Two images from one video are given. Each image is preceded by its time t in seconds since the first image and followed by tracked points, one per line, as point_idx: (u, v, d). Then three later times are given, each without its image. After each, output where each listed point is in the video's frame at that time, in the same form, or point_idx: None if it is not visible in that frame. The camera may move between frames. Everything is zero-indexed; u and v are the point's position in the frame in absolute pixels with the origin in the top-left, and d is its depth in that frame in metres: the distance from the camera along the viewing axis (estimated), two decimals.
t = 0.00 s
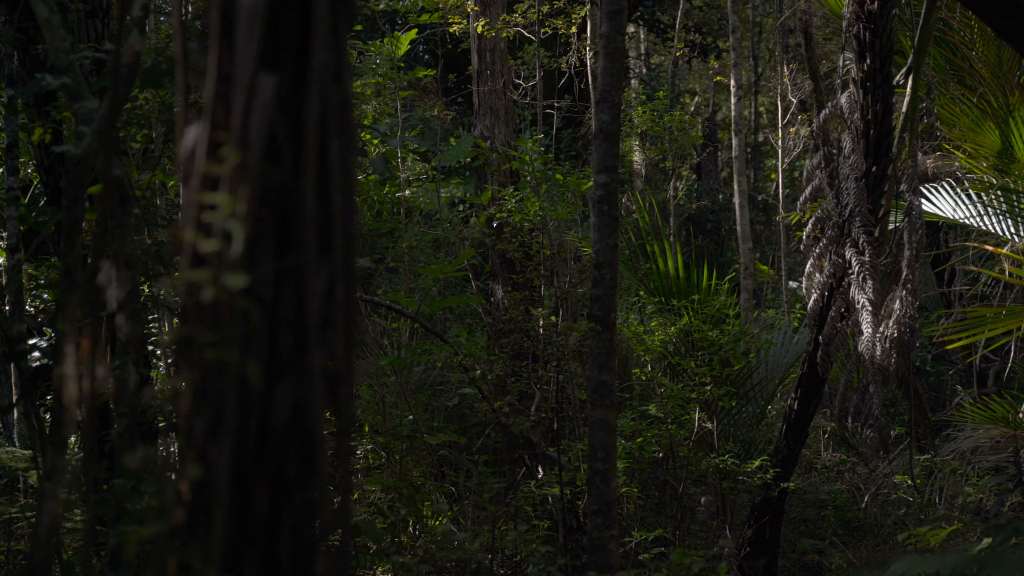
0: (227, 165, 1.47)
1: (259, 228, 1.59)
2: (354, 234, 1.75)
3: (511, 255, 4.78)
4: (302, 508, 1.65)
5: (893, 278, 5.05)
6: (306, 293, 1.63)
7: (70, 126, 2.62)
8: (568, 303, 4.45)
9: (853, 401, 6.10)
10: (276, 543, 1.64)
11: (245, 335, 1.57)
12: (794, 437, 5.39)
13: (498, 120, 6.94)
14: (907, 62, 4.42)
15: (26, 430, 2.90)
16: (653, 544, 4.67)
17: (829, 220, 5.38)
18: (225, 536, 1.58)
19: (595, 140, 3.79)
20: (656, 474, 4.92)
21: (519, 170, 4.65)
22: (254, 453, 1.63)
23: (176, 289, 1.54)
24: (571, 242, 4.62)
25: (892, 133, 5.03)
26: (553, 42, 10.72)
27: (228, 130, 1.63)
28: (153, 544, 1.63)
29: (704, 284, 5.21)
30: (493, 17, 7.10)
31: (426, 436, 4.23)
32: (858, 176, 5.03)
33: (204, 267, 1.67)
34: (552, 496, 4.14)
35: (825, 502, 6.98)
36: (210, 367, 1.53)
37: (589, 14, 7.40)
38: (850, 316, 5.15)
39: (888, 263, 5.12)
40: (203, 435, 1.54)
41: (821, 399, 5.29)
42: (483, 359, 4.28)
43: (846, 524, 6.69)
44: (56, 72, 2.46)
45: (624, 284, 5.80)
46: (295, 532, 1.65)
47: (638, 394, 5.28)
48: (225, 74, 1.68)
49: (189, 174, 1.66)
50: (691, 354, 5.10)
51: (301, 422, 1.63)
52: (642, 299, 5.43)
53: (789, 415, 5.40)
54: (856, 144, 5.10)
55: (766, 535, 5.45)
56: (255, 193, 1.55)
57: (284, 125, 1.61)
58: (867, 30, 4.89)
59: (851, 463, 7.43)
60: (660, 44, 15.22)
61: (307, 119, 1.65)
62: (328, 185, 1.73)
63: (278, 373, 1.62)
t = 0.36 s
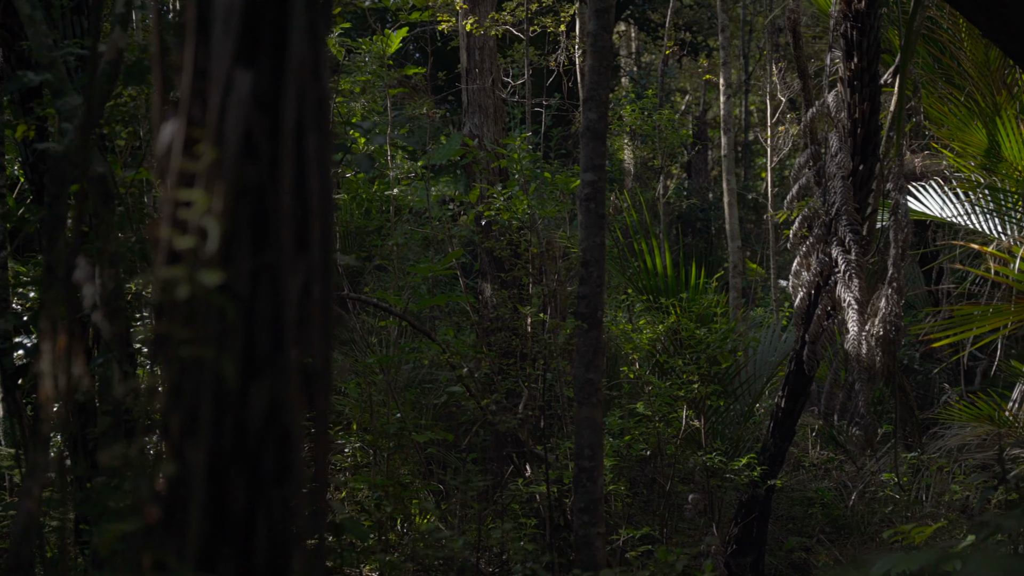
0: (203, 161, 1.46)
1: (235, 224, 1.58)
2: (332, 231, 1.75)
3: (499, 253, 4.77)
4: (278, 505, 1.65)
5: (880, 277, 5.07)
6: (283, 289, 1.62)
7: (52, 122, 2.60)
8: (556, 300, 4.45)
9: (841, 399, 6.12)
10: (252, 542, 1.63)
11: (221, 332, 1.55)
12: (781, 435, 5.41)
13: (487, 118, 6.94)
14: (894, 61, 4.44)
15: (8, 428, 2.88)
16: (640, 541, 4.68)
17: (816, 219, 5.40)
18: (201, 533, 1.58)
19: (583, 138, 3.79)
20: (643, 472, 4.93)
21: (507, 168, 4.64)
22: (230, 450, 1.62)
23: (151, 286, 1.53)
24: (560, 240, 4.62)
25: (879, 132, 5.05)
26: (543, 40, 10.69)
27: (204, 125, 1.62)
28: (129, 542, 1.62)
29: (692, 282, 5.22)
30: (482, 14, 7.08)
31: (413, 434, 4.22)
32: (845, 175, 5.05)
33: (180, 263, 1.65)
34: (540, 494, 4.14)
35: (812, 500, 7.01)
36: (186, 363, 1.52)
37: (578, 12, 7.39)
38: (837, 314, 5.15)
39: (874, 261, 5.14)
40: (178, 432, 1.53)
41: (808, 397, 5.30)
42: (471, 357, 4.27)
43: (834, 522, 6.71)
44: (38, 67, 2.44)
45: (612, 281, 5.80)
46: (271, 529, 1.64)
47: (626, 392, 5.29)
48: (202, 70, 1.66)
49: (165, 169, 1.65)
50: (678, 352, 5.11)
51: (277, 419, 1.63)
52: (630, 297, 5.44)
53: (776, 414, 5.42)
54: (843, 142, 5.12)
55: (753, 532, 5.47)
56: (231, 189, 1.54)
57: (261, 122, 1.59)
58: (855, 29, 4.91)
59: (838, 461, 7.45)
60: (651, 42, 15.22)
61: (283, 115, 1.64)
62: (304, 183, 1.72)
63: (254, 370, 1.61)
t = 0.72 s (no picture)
0: (183, 158, 1.45)
1: (214, 222, 1.58)
2: (311, 229, 1.74)
3: (488, 252, 4.78)
4: (256, 503, 1.65)
5: (867, 276, 5.09)
6: (261, 288, 1.62)
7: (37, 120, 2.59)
8: (545, 299, 4.46)
9: (829, 398, 6.14)
10: (229, 540, 1.63)
11: (199, 330, 1.55)
12: (769, 434, 5.42)
13: (477, 118, 6.95)
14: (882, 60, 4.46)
15: None
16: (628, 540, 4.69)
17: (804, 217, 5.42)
18: (178, 531, 1.57)
19: (571, 137, 3.80)
20: (631, 471, 4.94)
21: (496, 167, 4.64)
22: (208, 449, 1.62)
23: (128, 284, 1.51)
24: (549, 239, 4.62)
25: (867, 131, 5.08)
26: (533, 39, 10.68)
27: (182, 123, 1.61)
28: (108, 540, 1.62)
29: (680, 280, 5.23)
30: (472, 13, 7.08)
31: (401, 433, 4.23)
32: (832, 174, 5.07)
33: (157, 261, 1.64)
34: (528, 493, 4.15)
35: (801, 499, 7.04)
36: (163, 362, 1.51)
37: (567, 11, 7.39)
38: (823, 313, 5.16)
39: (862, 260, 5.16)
40: (156, 431, 1.53)
41: (796, 396, 5.32)
42: (459, 355, 4.27)
43: (822, 521, 6.74)
44: (22, 64, 2.43)
45: (601, 280, 5.81)
46: (248, 528, 1.64)
47: (615, 391, 5.30)
48: (180, 67, 1.66)
49: (142, 167, 1.63)
50: (667, 351, 5.12)
51: (256, 417, 1.63)
52: (619, 295, 5.45)
53: (764, 413, 5.43)
54: (831, 141, 5.15)
55: (741, 532, 5.49)
56: (209, 187, 1.53)
57: (239, 119, 1.59)
58: (843, 28, 4.94)
59: (827, 460, 7.48)
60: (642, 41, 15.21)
61: (262, 113, 1.63)
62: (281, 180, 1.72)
63: (232, 369, 1.61)
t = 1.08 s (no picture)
0: (166, 156, 1.45)
1: (196, 220, 1.57)
2: (293, 228, 1.74)
3: (479, 251, 4.78)
4: (238, 501, 1.65)
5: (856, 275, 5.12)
6: (243, 286, 1.62)
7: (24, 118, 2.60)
8: (535, 298, 4.47)
9: (818, 397, 6.17)
10: (211, 538, 1.63)
11: (181, 328, 1.54)
12: (759, 434, 5.44)
13: (468, 117, 6.96)
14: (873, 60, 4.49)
15: None
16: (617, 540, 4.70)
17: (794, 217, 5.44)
18: (160, 529, 1.57)
19: (560, 136, 3.80)
20: (622, 471, 4.96)
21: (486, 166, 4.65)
22: (190, 447, 1.62)
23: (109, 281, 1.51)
24: (539, 238, 4.63)
25: (857, 131, 5.11)
26: (525, 39, 10.68)
27: (164, 121, 1.61)
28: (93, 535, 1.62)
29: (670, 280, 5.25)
30: (463, 13, 7.09)
31: (391, 432, 4.23)
32: (822, 173, 5.10)
33: (138, 260, 1.64)
34: (518, 493, 4.16)
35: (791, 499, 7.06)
36: (145, 360, 1.50)
37: (558, 11, 7.39)
38: (812, 312, 5.18)
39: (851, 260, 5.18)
40: (137, 428, 1.52)
41: (785, 396, 5.34)
42: (449, 354, 4.27)
43: (813, 521, 6.76)
44: (10, 63, 2.44)
45: (592, 280, 5.83)
46: (230, 525, 1.64)
47: (606, 390, 5.32)
48: (162, 66, 1.65)
49: (123, 165, 1.63)
50: (657, 350, 5.14)
51: (238, 415, 1.62)
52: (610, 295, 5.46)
53: (754, 413, 5.45)
54: (821, 141, 5.18)
55: (731, 531, 5.50)
56: (192, 185, 1.52)
57: (221, 118, 1.59)
58: (834, 27, 4.96)
59: (817, 460, 7.50)
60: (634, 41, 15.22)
61: (244, 111, 1.63)
62: (263, 178, 1.72)
63: (214, 367, 1.61)
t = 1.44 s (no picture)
0: (150, 155, 1.44)
1: (180, 219, 1.57)
2: (278, 226, 1.75)
3: (472, 251, 4.78)
4: (219, 499, 1.66)
5: (847, 276, 5.14)
6: (226, 284, 1.62)
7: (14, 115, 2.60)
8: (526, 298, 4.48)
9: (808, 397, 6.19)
10: (193, 536, 1.65)
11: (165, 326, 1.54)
12: (750, 434, 5.46)
13: (461, 116, 6.98)
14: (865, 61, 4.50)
15: None
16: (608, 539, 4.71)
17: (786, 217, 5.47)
18: (142, 526, 1.58)
19: (552, 136, 3.80)
20: (613, 470, 5.01)
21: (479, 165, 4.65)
22: (171, 444, 1.63)
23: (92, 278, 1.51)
24: (533, 238, 4.64)
25: (849, 132, 5.13)
26: (517, 39, 10.67)
27: (148, 119, 1.60)
28: (75, 533, 1.62)
29: (662, 279, 5.27)
30: (457, 11, 7.09)
31: (382, 430, 4.23)
32: (814, 174, 5.12)
33: (122, 257, 1.64)
34: (509, 491, 4.17)
35: (783, 498, 7.08)
36: (127, 358, 1.50)
37: (551, 10, 7.40)
38: (803, 312, 5.20)
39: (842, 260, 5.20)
40: (119, 426, 1.53)
41: (776, 396, 5.36)
42: (442, 353, 4.28)
43: (804, 521, 6.77)
44: None
45: (584, 279, 5.86)
46: (212, 522, 1.65)
47: (598, 388, 5.35)
48: (147, 65, 1.65)
49: (108, 164, 1.62)
50: (648, 349, 5.15)
51: (220, 413, 1.63)
52: (603, 294, 5.48)
53: (745, 413, 5.47)
54: (813, 141, 5.20)
55: (722, 531, 5.50)
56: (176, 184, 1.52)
57: (205, 117, 1.59)
58: (826, 28, 4.98)
59: (809, 460, 7.52)
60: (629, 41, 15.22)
61: (229, 110, 1.63)
62: (248, 177, 1.72)
63: (197, 364, 1.62)
